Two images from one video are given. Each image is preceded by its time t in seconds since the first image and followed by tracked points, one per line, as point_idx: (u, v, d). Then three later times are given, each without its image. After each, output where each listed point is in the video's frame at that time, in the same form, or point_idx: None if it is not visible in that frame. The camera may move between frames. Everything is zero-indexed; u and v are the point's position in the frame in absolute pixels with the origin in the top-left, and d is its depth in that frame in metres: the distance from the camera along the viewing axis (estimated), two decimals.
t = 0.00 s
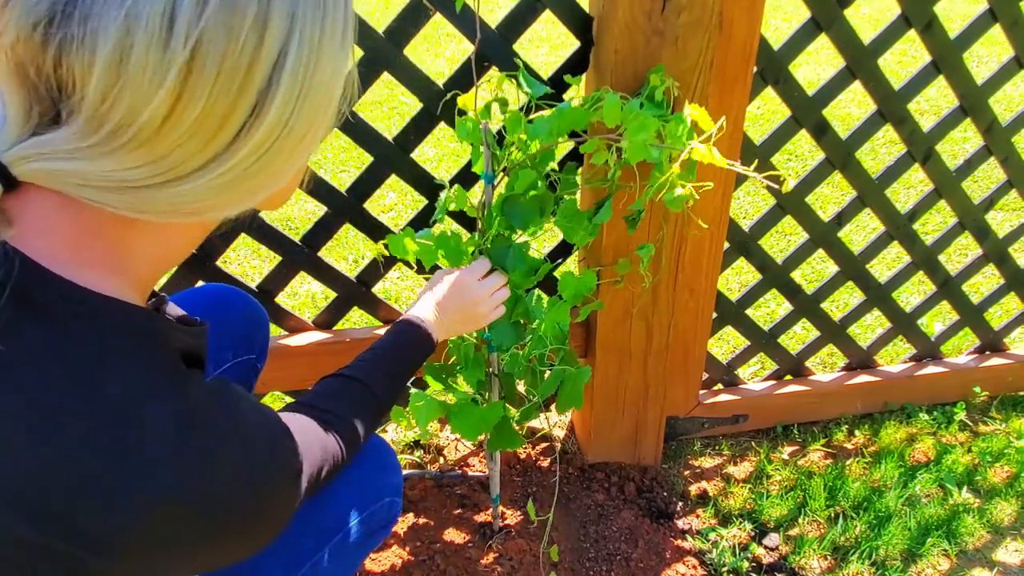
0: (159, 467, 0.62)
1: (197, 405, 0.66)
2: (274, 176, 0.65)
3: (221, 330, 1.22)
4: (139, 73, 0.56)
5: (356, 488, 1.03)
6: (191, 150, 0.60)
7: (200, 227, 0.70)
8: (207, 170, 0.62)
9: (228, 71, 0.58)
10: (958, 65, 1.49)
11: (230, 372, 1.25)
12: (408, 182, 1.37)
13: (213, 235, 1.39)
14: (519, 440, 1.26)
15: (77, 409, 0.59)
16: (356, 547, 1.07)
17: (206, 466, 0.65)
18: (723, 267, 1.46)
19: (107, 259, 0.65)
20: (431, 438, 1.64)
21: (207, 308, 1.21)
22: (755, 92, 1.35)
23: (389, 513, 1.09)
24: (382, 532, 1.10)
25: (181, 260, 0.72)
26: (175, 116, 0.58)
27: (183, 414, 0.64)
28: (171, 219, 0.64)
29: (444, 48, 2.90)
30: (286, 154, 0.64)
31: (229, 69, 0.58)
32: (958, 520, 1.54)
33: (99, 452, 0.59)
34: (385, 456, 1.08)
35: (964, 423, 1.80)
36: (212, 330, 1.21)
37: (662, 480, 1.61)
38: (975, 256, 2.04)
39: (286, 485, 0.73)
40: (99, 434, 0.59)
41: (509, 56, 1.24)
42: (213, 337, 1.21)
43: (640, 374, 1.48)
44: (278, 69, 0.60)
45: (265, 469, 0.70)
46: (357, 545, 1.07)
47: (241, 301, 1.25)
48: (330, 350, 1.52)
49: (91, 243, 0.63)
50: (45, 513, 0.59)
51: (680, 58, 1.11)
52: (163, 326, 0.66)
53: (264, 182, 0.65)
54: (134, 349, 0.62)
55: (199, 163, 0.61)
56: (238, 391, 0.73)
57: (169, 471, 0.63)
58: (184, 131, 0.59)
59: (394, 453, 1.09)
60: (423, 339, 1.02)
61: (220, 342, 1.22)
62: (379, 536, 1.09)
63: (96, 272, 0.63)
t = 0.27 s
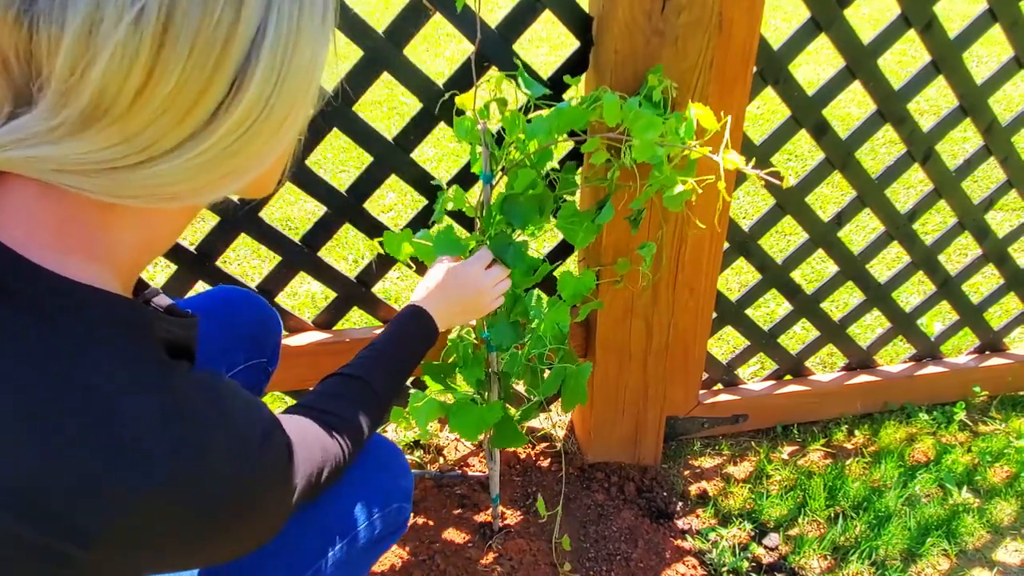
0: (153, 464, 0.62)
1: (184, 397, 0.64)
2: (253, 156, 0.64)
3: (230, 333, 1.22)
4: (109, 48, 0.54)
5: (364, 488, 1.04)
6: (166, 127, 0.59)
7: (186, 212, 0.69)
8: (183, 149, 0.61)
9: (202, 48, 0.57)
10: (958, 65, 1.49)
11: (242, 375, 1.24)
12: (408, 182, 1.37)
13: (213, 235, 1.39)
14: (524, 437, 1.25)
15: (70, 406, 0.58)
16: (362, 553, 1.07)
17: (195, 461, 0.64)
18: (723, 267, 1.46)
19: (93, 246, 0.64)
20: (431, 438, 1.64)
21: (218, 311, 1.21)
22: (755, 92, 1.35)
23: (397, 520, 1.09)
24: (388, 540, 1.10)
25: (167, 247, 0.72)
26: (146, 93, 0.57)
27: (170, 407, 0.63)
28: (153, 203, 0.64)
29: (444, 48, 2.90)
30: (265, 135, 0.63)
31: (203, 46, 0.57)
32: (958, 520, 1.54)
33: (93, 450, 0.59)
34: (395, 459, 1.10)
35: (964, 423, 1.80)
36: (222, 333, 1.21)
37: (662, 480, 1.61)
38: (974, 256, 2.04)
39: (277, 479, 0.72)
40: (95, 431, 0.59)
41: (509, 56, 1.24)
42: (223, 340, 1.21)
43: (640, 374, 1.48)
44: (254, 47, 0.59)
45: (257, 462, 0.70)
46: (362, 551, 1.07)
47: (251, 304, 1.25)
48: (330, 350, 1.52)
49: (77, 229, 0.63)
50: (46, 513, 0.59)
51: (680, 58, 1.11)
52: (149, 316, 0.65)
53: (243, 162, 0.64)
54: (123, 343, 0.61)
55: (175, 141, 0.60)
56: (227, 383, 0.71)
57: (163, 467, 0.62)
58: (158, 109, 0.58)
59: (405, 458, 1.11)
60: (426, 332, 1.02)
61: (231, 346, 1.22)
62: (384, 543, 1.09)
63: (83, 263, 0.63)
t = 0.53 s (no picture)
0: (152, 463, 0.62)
1: (184, 395, 0.64)
2: (250, 152, 0.64)
3: (235, 335, 1.22)
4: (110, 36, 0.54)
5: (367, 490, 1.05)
6: (165, 118, 0.59)
7: (185, 210, 0.69)
8: (182, 141, 0.61)
9: (203, 39, 0.57)
10: (958, 65, 1.49)
11: (248, 377, 1.25)
12: (408, 182, 1.37)
13: (213, 235, 1.39)
14: (526, 442, 1.26)
15: (69, 404, 0.58)
16: (363, 557, 1.06)
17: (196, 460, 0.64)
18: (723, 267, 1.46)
19: (95, 247, 0.64)
20: (431, 438, 1.64)
21: (222, 313, 1.21)
22: (755, 93, 1.35)
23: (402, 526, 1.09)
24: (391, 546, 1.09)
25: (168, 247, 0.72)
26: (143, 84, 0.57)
27: (169, 406, 0.63)
28: (152, 200, 0.63)
29: (444, 48, 2.90)
30: (264, 130, 0.63)
31: (204, 37, 0.57)
32: (957, 519, 1.54)
33: (94, 448, 0.59)
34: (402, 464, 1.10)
35: (964, 423, 1.80)
36: (227, 334, 1.21)
37: (662, 480, 1.61)
38: (974, 256, 2.04)
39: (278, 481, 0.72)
40: (94, 430, 0.59)
41: (509, 56, 1.24)
42: (228, 342, 1.21)
43: (640, 374, 1.48)
44: (255, 42, 0.59)
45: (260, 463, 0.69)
46: (365, 556, 1.06)
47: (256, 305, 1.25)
48: (330, 350, 1.52)
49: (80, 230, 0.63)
50: (48, 513, 0.59)
51: (680, 58, 1.11)
52: (144, 313, 0.64)
53: (241, 157, 0.64)
54: (117, 341, 0.61)
55: (174, 132, 0.60)
56: (222, 385, 0.71)
57: (163, 467, 0.62)
58: (156, 100, 0.58)
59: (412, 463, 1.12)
60: (434, 329, 1.01)
61: (236, 347, 1.22)
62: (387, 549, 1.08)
63: (83, 264, 0.63)
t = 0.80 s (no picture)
0: (144, 465, 0.62)
1: (173, 400, 0.65)
2: (241, 152, 0.64)
3: (236, 335, 1.22)
4: (96, 33, 0.54)
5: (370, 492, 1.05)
6: (153, 116, 0.59)
7: (171, 216, 0.69)
8: (171, 140, 0.60)
9: (191, 37, 0.57)
10: (958, 65, 1.49)
11: (247, 379, 1.24)
12: (408, 181, 1.37)
13: (213, 235, 1.39)
14: (519, 440, 1.25)
15: (59, 407, 0.58)
16: (362, 559, 1.06)
17: (188, 461, 0.64)
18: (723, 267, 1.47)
19: (81, 252, 0.64)
20: (431, 438, 1.64)
21: (223, 314, 1.22)
22: (755, 93, 1.36)
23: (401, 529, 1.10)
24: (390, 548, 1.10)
25: (162, 245, 0.72)
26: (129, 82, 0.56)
27: (159, 408, 0.63)
28: (140, 203, 0.63)
29: (444, 47, 2.90)
30: (255, 130, 0.63)
31: (192, 36, 0.57)
32: (957, 519, 1.54)
33: (84, 452, 0.59)
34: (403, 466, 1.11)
35: (964, 423, 1.80)
36: (228, 335, 1.21)
37: (661, 480, 1.61)
38: (974, 256, 2.04)
39: (268, 482, 0.72)
40: (86, 432, 0.59)
41: (509, 56, 1.23)
42: (230, 342, 1.21)
43: (640, 374, 1.48)
44: (246, 42, 0.59)
45: (250, 465, 0.69)
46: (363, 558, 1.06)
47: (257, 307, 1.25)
48: (330, 350, 1.52)
49: (64, 236, 0.63)
50: (47, 514, 0.59)
51: (680, 58, 1.11)
52: (131, 317, 0.65)
53: (232, 157, 0.64)
54: (101, 342, 0.61)
55: (163, 131, 0.60)
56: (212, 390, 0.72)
57: (158, 467, 0.62)
58: (143, 97, 0.57)
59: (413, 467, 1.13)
60: (434, 325, 1.02)
61: (237, 348, 1.22)
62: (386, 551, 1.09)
63: (70, 270, 0.63)
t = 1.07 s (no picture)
0: (132, 468, 0.61)
1: (162, 404, 0.65)
2: (226, 151, 0.63)
3: (239, 337, 1.22)
4: (73, 29, 0.53)
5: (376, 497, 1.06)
6: (132, 113, 0.58)
7: (156, 218, 0.69)
8: (151, 138, 0.60)
9: (171, 35, 0.56)
10: (958, 65, 1.49)
11: (251, 383, 1.23)
12: (408, 181, 1.37)
13: (213, 235, 1.39)
14: (523, 439, 1.26)
15: (40, 409, 0.58)
16: (363, 563, 1.06)
17: (177, 463, 0.64)
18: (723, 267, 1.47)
19: (64, 252, 0.65)
20: (431, 438, 1.64)
21: (228, 315, 1.22)
22: (755, 93, 1.35)
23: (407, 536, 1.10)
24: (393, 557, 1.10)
25: (154, 242, 0.73)
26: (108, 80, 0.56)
27: (148, 410, 0.64)
28: (122, 203, 0.63)
29: (444, 47, 2.90)
30: (239, 130, 0.63)
31: (172, 33, 0.56)
32: (957, 519, 1.54)
33: (65, 453, 0.59)
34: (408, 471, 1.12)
35: (964, 422, 1.80)
36: (231, 337, 1.21)
37: (661, 480, 1.61)
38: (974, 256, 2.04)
39: (259, 486, 0.71)
40: (70, 433, 0.59)
41: (508, 56, 1.23)
42: (232, 344, 1.21)
43: (639, 374, 1.48)
44: (229, 40, 0.59)
45: (242, 472, 0.69)
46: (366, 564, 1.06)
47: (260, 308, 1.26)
48: (330, 350, 1.52)
49: (48, 238, 0.63)
50: (47, 516, 0.59)
51: (680, 58, 1.11)
52: (118, 322, 0.67)
53: (217, 156, 0.63)
54: (86, 347, 0.62)
55: (142, 129, 0.59)
56: (202, 395, 0.72)
57: (151, 468, 0.62)
58: (122, 93, 0.57)
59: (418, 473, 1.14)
60: (434, 330, 1.02)
61: (240, 350, 1.22)
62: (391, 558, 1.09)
63: (51, 271, 0.64)
